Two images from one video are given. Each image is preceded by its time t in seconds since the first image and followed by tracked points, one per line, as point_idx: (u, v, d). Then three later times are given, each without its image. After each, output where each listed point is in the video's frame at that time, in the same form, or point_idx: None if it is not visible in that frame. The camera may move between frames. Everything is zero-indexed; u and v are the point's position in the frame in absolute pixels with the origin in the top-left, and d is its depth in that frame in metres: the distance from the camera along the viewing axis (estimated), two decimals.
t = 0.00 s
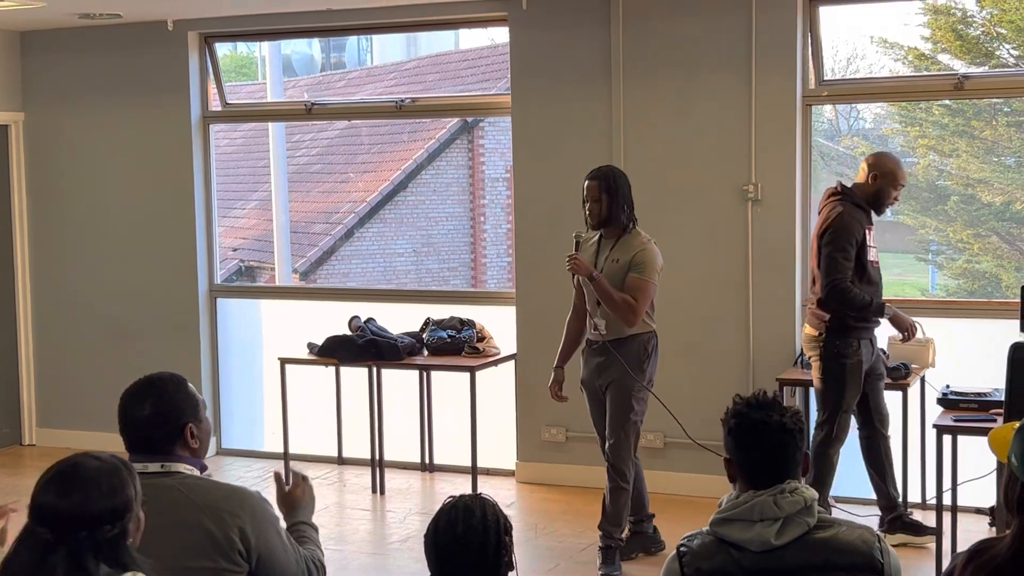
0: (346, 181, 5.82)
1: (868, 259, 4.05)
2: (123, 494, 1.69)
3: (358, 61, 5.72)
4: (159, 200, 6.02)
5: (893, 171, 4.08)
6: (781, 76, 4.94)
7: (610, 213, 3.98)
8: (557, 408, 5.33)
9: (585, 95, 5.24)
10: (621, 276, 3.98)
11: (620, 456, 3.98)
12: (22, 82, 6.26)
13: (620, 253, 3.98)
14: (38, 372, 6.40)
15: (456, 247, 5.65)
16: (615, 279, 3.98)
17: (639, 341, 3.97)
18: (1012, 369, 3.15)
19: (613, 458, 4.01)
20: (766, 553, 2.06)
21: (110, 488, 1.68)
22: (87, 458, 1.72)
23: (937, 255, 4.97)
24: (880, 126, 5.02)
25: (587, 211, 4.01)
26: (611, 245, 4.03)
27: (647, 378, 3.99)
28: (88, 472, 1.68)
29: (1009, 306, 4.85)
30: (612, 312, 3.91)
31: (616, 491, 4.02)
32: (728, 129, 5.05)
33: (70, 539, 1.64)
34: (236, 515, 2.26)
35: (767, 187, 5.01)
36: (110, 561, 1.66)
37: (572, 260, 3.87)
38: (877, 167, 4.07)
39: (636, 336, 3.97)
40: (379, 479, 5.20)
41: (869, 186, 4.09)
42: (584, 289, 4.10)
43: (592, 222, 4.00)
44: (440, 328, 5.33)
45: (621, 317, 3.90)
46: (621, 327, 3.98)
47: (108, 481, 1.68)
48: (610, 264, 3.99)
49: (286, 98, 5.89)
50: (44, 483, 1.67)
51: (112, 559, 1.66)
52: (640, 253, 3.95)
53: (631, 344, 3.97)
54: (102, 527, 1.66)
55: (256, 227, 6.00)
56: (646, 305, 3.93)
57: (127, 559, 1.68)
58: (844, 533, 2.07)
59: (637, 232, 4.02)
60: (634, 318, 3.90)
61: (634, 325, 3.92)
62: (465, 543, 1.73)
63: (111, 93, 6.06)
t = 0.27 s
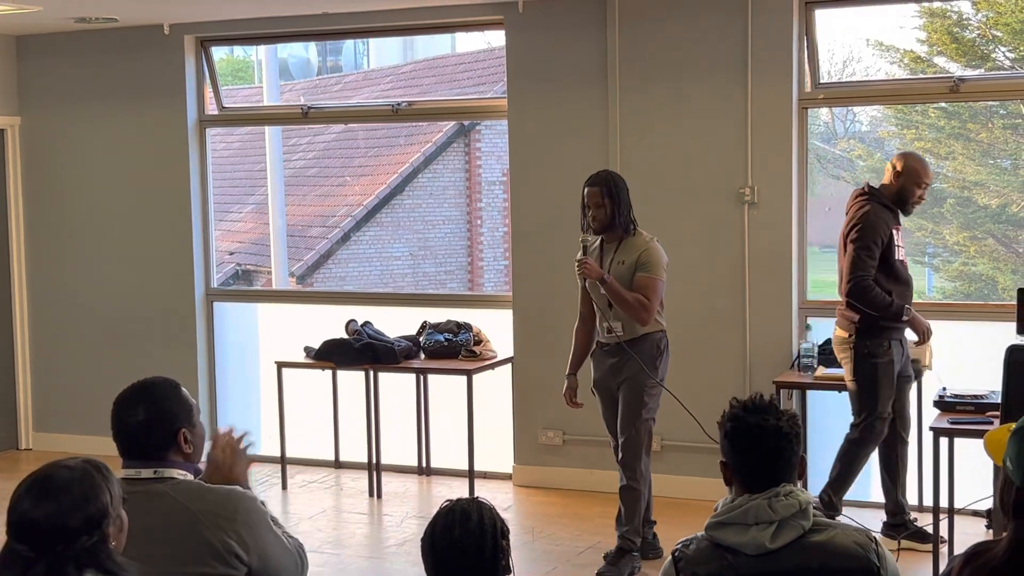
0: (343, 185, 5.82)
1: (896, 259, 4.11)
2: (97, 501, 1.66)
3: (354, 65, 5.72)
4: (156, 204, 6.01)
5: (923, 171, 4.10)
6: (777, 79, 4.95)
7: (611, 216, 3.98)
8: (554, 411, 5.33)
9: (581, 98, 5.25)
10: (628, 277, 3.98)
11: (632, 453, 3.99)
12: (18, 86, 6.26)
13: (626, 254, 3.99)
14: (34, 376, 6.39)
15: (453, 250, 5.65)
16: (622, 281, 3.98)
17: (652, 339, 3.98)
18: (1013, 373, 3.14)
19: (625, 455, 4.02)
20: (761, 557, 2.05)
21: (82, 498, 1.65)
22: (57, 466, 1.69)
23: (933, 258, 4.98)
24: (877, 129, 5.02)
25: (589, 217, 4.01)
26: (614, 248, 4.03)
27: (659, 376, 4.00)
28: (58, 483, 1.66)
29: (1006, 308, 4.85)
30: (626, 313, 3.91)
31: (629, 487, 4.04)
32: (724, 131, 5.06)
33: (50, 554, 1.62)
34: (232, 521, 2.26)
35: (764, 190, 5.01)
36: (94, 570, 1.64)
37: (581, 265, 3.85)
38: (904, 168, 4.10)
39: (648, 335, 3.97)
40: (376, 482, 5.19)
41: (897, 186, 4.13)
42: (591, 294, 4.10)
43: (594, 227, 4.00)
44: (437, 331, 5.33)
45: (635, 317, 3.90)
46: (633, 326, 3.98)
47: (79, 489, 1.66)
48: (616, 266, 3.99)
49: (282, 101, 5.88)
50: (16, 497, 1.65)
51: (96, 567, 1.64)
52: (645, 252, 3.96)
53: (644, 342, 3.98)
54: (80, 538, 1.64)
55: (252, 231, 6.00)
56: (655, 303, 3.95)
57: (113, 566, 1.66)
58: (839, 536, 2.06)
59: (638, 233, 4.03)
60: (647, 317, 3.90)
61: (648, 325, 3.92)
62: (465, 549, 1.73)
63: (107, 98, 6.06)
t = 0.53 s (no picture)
0: (337, 191, 5.82)
1: (914, 263, 4.21)
2: (99, 502, 1.67)
3: (349, 71, 5.72)
4: (150, 210, 6.01)
5: (944, 175, 4.18)
6: (770, 84, 4.95)
7: (618, 222, 4.10)
8: (549, 417, 5.33)
9: (575, 104, 5.25)
10: (638, 280, 4.08)
11: (678, 454, 4.08)
12: (12, 93, 6.25)
13: (634, 257, 4.09)
14: (28, 383, 6.38)
15: (448, 255, 5.65)
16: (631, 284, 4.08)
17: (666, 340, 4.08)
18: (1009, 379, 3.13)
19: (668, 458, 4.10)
20: (755, 562, 2.05)
21: (84, 499, 1.66)
22: (56, 468, 1.71)
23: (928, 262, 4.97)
24: (871, 134, 5.03)
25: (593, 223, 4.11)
26: (621, 253, 4.13)
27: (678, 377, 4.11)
28: (59, 485, 1.67)
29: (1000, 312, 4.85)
30: (638, 315, 4.00)
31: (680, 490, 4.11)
32: (719, 136, 5.06)
33: (54, 555, 1.63)
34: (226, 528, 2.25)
35: (758, 195, 5.02)
36: (97, 569, 1.64)
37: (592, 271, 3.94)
38: (924, 170, 4.19)
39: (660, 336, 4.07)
40: (371, 488, 5.19)
41: (917, 188, 4.23)
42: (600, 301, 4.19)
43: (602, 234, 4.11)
44: (432, 336, 5.33)
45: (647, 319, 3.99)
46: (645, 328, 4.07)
47: (82, 489, 1.67)
48: (626, 269, 4.09)
49: (276, 107, 5.89)
50: (17, 501, 1.66)
51: (99, 567, 1.64)
52: (652, 254, 4.06)
53: (660, 344, 4.07)
54: (83, 539, 1.65)
55: (247, 237, 6.00)
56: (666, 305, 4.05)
57: (117, 565, 1.67)
58: (834, 541, 2.05)
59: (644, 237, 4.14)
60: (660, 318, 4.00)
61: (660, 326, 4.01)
62: (459, 553, 1.73)
63: (101, 104, 6.06)
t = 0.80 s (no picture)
0: (333, 196, 5.82)
1: (920, 272, 4.21)
2: (94, 505, 1.68)
3: (344, 76, 5.73)
4: (145, 216, 6.01)
5: (950, 182, 4.17)
6: (765, 88, 4.96)
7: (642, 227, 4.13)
8: (545, 422, 5.32)
9: (569, 109, 5.25)
10: (659, 284, 4.12)
11: (696, 459, 4.10)
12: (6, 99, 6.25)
13: (655, 261, 4.13)
14: (23, 389, 6.37)
15: (443, 260, 5.65)
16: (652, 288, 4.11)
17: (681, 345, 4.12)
18: (998, 380, 2.94)
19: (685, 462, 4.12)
20: (751, 565, 2.06)
21: (79, 502, 1.67)
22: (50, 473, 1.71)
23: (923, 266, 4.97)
24: (866, 137, 5.03)
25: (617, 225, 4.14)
26: (641, 257, 4.16)
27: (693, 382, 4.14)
28: (52, 490, 1.67)
29: (995, 316, 4.86)
30: (659, 319, 4.03)
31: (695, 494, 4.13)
32: (714, 141, 5.07)
33: (51, 558, 1.64)
34: (222, 536, 2.23)
35: (752, 199, 5.03)
36: (95, 571, 1.65)
37: (620, 273, 3.94)
38: (932, 178, 4.20)
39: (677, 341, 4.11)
40: (366, 494, 5.18)
41: (927, 195, 4.24)
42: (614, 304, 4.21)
43: (625, 237, 4.14)
44: (427, 342, 5.32)
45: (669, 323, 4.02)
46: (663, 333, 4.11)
47: (76, 493, 1.67)
48: (647, 273, 4.12)
49: (271, 113, 5.89)
50: (12, 507, 1.66)
51: (97, 568, 1.65)
52: (674, 260, 4.11)
53: (676, 349, 4.11)
54: (80, 541, 1.65)
55: (242, 243, 6.00)
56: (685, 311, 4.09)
57: (113, 567, 1.67)
58: (831, 545, 2.05)
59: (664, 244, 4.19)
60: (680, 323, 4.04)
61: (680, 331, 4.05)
62: (453, 560, 1.71)
63: (96, 110, 6.05)
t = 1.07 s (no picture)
0: (328, 201, 5.82)
1: (921, 279, 4.21)
2: (93, 514, 1.71)
3: (339, 81, 5.73)
4: (139, 222, 6.00)
5: (953, 188, 4.11)
6: (759, 92, 4.97)
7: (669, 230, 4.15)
8: (540, 427, 5.32)
9: (564, 113, 5.26)
10: (682, 290, 4.14)
11: (703, 466, 4.09)
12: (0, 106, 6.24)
13: (679, 267, 4.14)
14: (18, 396, 6.36)
15: (439, 265, 5.65)
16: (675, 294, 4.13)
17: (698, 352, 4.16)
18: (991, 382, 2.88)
19: (691, 469, 4.11)
20: (747, 569, 2.06)
21: (75, 512, 1.69)
22: (47, 483, 1.73)
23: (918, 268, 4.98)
24: (860, 141, 5.04)
25: (642, 227, 4.14)
26: (664, 261, 4.17)
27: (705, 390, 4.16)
28: (49, 501, 1.69)
29: (989, 319, 4.86)
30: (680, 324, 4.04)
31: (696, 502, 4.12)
32: (708, 145, 5.07)
33: (51, 565, 1.67)
34: (217, 542, 2.27)
35: (747, 203, 5.03)
36: None
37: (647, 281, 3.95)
38: (938, 183, 4.14)
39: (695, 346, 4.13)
40: (362, 500, 5.18)
41: (935, 201, 4.19)
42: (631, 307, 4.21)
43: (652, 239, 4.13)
44: (423, 347, 5.32)
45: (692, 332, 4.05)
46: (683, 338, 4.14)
47: (73, 503, 1.70)
48: (670, 279, 4.13)
49: (266, 119, 5.89)
50: (10, 517, 1.69)
51: None
52: (698, 267, 4.14)
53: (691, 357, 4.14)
54: (78, 549, 1.68)
55: (237, 248, 6.00)
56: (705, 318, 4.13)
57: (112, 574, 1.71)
58: (826, 550, 2.05)
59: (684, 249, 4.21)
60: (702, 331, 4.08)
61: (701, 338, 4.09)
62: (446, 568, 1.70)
63: (90, 116, 6.05)
